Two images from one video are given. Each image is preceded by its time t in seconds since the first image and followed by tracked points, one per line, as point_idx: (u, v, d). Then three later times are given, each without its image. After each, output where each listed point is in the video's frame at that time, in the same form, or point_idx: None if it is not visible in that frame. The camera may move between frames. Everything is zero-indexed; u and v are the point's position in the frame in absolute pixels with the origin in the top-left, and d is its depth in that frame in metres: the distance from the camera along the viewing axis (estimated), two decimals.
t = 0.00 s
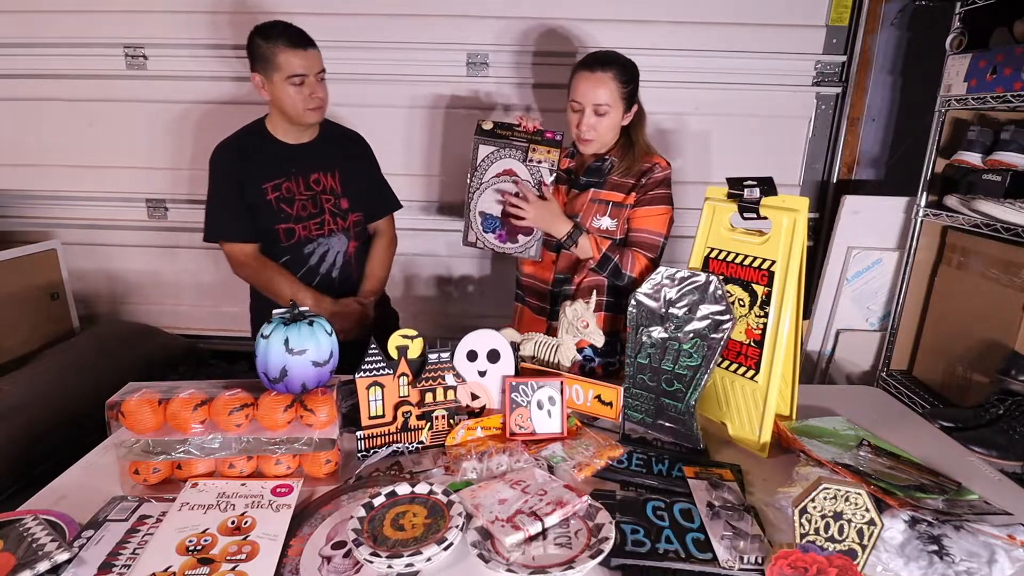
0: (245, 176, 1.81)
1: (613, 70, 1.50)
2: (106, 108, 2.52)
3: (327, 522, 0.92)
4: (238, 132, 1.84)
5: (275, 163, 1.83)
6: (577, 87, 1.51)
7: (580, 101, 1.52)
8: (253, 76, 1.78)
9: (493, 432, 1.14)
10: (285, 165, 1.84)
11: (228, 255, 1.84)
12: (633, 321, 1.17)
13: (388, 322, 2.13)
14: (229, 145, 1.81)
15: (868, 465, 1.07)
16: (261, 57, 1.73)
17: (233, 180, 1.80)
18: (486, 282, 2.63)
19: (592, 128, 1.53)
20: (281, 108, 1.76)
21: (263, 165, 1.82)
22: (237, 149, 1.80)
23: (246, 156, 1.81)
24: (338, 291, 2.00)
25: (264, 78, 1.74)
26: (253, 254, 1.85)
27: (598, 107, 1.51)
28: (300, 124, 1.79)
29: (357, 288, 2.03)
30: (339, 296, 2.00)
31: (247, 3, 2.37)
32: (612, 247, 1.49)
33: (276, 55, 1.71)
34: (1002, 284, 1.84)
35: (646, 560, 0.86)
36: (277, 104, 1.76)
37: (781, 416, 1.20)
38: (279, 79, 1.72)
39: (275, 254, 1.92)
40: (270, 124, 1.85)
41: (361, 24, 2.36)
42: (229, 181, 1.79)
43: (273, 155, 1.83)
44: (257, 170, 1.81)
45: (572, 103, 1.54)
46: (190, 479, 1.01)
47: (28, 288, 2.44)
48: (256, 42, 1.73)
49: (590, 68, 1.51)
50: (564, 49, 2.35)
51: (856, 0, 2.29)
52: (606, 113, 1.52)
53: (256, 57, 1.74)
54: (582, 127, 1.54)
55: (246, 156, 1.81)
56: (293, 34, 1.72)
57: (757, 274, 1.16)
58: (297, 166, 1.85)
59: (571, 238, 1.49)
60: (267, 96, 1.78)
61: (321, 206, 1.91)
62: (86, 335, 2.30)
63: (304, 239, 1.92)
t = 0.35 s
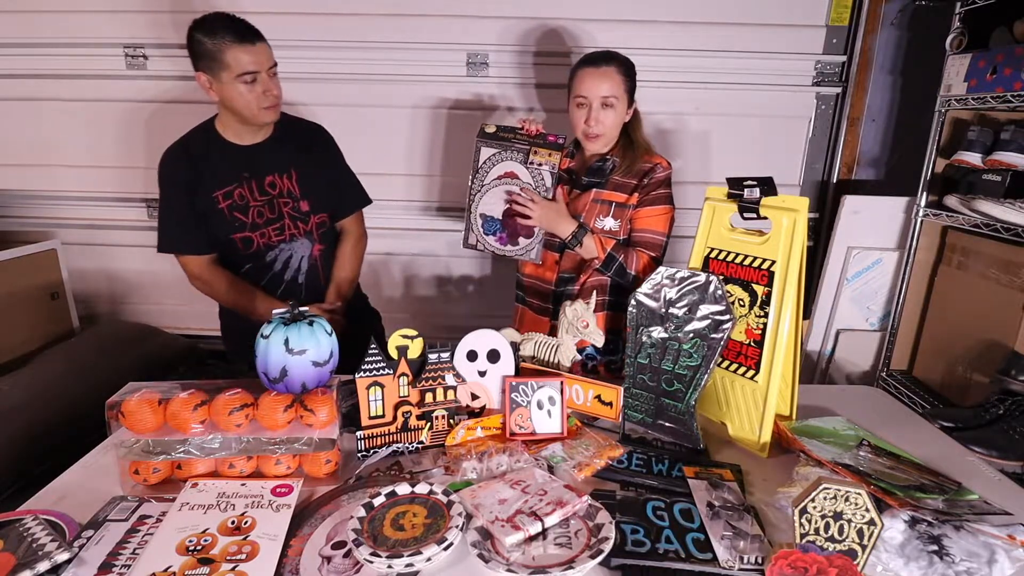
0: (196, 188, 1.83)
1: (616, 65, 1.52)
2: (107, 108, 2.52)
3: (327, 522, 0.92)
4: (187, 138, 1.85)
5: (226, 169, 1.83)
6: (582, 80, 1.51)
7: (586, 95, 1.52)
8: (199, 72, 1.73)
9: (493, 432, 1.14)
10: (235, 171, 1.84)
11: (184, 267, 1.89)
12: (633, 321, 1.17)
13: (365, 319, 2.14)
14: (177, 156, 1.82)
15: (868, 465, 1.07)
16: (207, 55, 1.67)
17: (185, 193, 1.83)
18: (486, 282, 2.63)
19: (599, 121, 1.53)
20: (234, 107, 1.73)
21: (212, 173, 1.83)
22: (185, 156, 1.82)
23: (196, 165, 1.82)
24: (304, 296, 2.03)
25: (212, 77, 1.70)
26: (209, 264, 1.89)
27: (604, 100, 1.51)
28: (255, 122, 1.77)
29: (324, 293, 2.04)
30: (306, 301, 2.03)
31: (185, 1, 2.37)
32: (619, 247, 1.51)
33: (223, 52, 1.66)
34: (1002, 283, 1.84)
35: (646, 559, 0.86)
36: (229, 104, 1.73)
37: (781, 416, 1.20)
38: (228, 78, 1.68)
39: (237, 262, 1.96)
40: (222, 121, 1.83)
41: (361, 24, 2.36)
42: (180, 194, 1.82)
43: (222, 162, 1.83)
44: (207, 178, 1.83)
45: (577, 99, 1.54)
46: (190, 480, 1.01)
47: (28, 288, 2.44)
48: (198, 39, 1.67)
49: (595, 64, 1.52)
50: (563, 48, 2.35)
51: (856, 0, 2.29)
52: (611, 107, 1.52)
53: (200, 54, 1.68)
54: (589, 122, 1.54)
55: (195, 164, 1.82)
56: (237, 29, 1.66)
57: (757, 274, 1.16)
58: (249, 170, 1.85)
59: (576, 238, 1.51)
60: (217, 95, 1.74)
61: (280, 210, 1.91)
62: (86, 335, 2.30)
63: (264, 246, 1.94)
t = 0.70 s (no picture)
0: (182, 195, 1.83)
1: (609, 61, 1.55)
2: (107, 108, 2.53)
3: (327, 522, 0.92)
4: (167, 145, 1.84)
5: (211, 172, 1.83)
6: (579, 74, 1.52)
7: (581, 89, 1.52)
8: (177, 76, 1.72)
9: (493, 432, 1.14)
10: (222, 175, 1.83)
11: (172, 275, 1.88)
12: (633, 321, 1.17)
13: (359, 318, 2.13)
14: (159, 164, 1.82)
15: (868, 465, 1.07)
16: (184, 58, 1.67)
17: (171, 201, 1.83)
18: (486, 282, 2.63)
19: (598, 113, 1.52)
20: (213, 112, 1.73)
21: (197, 178, 1.82)
22: (166, 162, 1.82)
23: (180, 171, 1.82)
24: (299, 296, 2.03)
25: (190, 81, 1.70)
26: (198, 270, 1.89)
27: (602, 92, 1.52)
28: (236, 126, 1.77)
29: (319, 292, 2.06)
30: (301, 301, 2.04)
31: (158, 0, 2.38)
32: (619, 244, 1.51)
33: (201, 56, 1.66)
34: (1002, 284, 1.84)
35: (646, 559, 0.86)
36: (208, 108, 1.73)
37: (781, 416, 1.20)
38: (207, 83, 1.68)
39: (227, 266, 1.96)
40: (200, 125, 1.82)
41: (361, 24, 2.36)
42: (166, 203, 1.82)
43: (207, 167, 1.82)
44: (193, 183, 1.82)
45: (572, 94, 1.54)
46: (190, 480, 1.01)
47: (28, 288, 2.45)
48: (175, 43, 1.67)
49: (587, 60, 1.54)
50: (563, 48, 2.35)
51: (856, 0, 2.29)
52: (607, 99, 1.52)
53: (177, 58, 1.68)
54: (588, 115, 1.53)
55: (180, 169, 1.82)
56: (215, 32, 1.66)
57: (757, 274, 1.16)
58: (235, 173, 1.85)
59: (577, 232, 1.51)
60: (196, 99, 1.74)
61: (269, 212, 1.91)
62: (86, 335, 2.30)
63: (255, 250, 1.94)
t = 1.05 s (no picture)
0: (179, 196, 1.82)
1: (603, 60, 1.55)
2: (107, 108, 2.52)
3: (328, 522, 0.92)
4: (161, 145, 1.82)
5: (209, 172, 1.82)
6: (575, 74, 1.52)
7: (577, 89, 1.52)
8: (172, 76, 1.73)
9: (493, 432, 1.14)
10: (219, 174, 1.83)
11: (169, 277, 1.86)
12: (633, 321, 1.17)
13: (358, 316, 2.13)
14: (153, 165, 1.80)
15: (868, 465, 1.07)
16: (178, 58, 1.68)
17: (168, 202, 1.81)
18: (486, 282, 2.63)
19: (596, 112, 1.52)
20: (207, 112, 1.73)
21: (195, 179, 1.82)
22: (162, 163, 1.80)
23: (177, 172, 1.81)
24: (298, 295, 2.04)
25: (184, 81, 1.70)
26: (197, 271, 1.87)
27: (599, 91, 1.52)
28: (231, 126, 1.77)
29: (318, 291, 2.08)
30: (300, 300, 2.04)
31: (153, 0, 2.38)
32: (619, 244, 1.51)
33: (195, 54, 1.67)
34: (1002, 284, 1.84)
35: (646, 559, 0.86)
36: (202, 107, 1.73)
37: (781, 416, 1.20)
38: (200, 82, 1.68)
39: (226, 267, 1.94)
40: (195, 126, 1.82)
41: (361, 24, 2.36)
42: (163, 204, 1.80)
43: (205, 167, 1.82)
44: (190, 184, 1.82)
45: (567, 94, 1.54)
46: (190, 480, 1.01)
47: (28, 288, 2.44)
48: (169, 43, 1.68)
49: (581, 60, 1.54)
50: (562, 48, 2.36)
51: (856, 0, 2.29)
52: (602, 97, 1.52)
53: (172, 58, 1.68)
54: (584, 115, 1.52)
55: (176, 169, 1.81)
56: (208, 31, 1.67)
57: (757, 274, 1.16)
58: (233, 172, 1.85)
59: (576, 234, 1.51)
60: (190, 99, 1.74)
61: (267, 211, 1.92)
62: (86, 335, 2.30)
63: (254, 249, 1.93)
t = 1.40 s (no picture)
0: (178, 195, 1.83)
1: (610, 63, 1.53)
2: (107, 108, 2.52)
3: (327, 522, 0.92)
4: (163, 146, 1.84)
5: (208, 172, 1.84)
6: (582, 76, 1.51)
7: (584, 92, 1.51)
8: (173, 68, 1.75)
9: (493, 432, 1.14)
10: (218, 173, 1.84)
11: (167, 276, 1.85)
12: (633, 321, 1.18)
13: (354, 321, 2.12)
14: (153, 164, 1.81)
15: (868, 465, 1.07)
16: (181, 52, 1.70)
17: (167, 201, 1.82)
18: (486, 282, 2.63)
19: (599, 116, 1.52)
20: (204, 105, 1.74)
21: (194, 177, 1.83)
22: (162, 163, 1.81)
23: (176, 172, 1.82)
24: (295, 296, 2.02)
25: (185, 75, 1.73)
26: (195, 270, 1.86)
27: (604, 96, 1.51)
28: (227, 121, 1.77)
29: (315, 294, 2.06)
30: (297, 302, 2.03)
31: (160, 0, 2.38)
32: (619, 244, 1.51)
33: (197, 46, 1.69)
34: (1001, 283, 1.84)
35: (646, 559, 0.86)
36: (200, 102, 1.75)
37: (781, 416, 1.20)
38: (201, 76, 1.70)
39: (222, 267, 1.93)
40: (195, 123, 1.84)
41: (361, 24, 2.36)
42: (161, 203, 1.81)
43: (204, 167, 1.83)
44: (189, 183, 1.83)
45: (573, 96, 1.53)
46: (190, 479, 1.01)
47: (28, 288, 2.44)
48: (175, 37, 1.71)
49: (589, 61, 1.52)
50: (565, 48, 2.36)
51: (856, 0, 2.29)
52: (608, 102, 1.52)
53: (174, 49, 1.71)
54: (589, 119, 1.52)
55: (175, 168, 1.82)
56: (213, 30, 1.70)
57: (757, 274, 1.16)
58: (232, 172, 1.86)
59: (576, 232, 1.50)
60: (188, 93, 1.75)
61: (265, 211, 1.92)
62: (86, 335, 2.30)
63: (251, 249, 1.92)
